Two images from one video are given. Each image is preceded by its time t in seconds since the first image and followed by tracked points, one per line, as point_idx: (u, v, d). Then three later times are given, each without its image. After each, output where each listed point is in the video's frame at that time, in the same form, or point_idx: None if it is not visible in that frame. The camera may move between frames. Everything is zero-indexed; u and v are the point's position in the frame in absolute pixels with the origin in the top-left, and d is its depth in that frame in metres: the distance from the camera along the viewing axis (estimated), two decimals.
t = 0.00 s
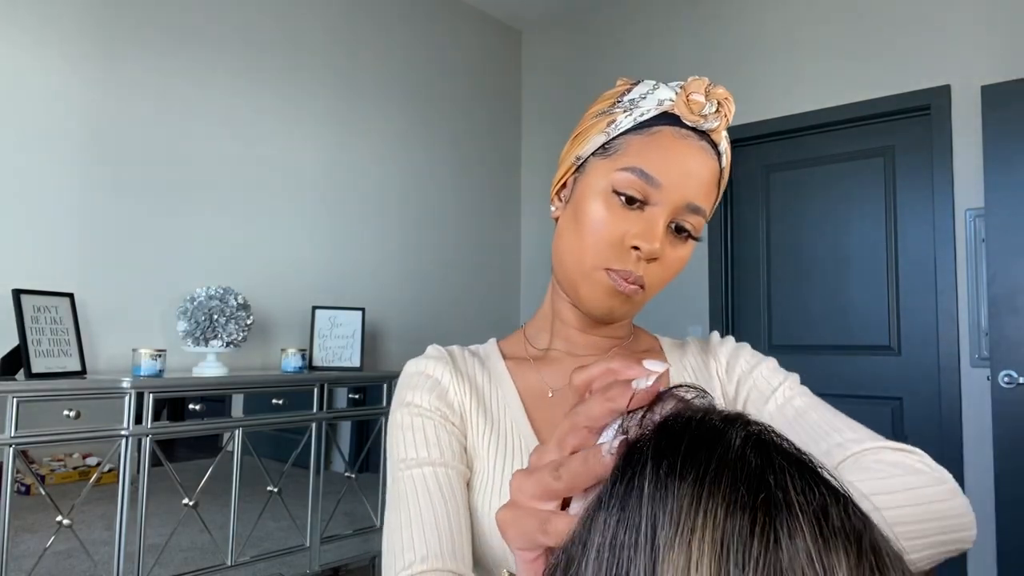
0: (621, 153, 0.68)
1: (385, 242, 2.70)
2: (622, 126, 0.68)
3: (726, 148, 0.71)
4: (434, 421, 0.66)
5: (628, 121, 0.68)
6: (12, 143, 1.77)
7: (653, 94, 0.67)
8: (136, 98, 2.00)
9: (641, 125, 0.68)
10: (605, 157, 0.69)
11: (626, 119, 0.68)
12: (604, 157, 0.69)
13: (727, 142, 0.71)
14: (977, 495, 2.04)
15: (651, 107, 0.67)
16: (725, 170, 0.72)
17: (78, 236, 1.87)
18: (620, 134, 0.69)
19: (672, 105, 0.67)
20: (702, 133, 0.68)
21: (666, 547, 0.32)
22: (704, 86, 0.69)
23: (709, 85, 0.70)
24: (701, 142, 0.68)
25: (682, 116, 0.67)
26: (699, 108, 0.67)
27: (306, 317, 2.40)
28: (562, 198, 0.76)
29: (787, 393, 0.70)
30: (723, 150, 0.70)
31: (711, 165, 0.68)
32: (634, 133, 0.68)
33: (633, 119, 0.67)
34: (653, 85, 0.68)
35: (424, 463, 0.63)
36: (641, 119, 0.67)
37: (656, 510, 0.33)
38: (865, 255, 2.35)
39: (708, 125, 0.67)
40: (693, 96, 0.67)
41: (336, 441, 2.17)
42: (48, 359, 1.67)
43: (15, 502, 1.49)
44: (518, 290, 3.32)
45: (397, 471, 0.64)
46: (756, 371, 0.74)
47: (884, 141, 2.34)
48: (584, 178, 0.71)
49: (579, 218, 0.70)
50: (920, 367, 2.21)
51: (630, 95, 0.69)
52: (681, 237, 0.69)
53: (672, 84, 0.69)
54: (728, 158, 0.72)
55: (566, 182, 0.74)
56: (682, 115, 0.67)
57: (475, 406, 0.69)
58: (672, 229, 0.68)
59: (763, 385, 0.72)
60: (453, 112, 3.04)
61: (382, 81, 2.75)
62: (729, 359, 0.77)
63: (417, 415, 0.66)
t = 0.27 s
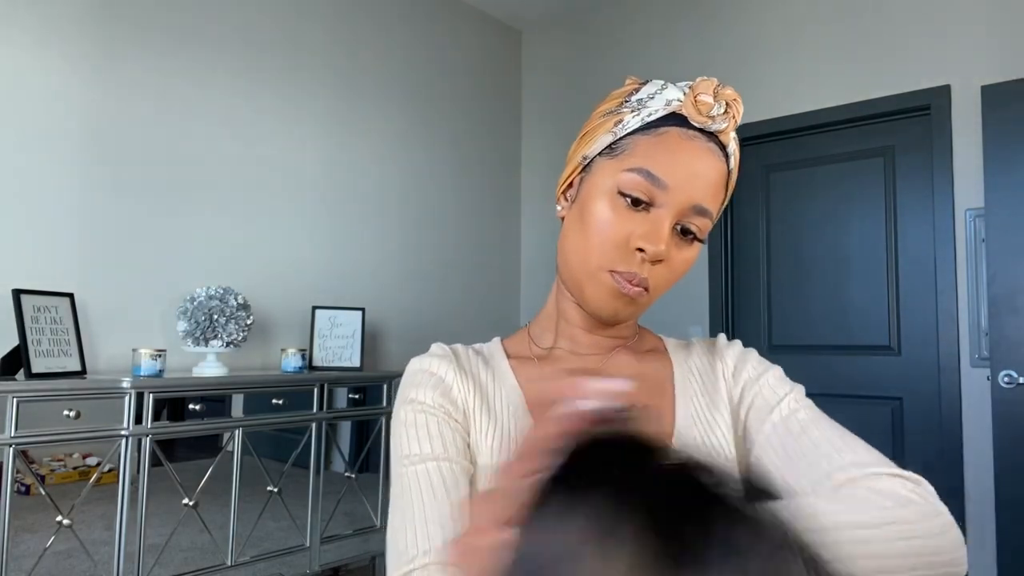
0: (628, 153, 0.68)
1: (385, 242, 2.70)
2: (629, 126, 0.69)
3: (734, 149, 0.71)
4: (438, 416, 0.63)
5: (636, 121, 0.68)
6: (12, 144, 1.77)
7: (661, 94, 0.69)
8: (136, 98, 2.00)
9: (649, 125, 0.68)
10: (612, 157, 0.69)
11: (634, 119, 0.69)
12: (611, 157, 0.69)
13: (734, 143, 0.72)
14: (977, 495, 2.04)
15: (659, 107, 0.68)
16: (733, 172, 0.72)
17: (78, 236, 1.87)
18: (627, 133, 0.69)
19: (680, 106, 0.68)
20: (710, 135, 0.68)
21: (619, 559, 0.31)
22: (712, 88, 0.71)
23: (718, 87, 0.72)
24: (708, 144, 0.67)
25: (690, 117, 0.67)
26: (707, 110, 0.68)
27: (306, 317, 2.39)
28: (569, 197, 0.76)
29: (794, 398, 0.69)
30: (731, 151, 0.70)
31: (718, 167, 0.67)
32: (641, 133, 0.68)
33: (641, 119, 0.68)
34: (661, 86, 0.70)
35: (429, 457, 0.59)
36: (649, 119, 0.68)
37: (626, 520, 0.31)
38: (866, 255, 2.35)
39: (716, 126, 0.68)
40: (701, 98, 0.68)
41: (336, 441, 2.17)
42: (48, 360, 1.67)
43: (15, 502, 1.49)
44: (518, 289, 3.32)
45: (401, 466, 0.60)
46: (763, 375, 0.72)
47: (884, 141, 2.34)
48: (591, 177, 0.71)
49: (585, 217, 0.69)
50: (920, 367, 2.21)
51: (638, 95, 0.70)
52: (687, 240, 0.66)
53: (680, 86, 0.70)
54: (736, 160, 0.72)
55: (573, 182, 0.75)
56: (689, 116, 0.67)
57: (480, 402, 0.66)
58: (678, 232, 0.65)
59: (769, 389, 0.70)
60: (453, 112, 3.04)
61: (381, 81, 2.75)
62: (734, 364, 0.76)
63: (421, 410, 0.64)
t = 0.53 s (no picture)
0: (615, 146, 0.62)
1: (385, 241, 2.70)
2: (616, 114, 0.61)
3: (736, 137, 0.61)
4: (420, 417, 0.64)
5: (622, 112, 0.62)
6: (11, 143, 1.77)
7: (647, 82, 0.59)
8: (136, 97, 2.00)
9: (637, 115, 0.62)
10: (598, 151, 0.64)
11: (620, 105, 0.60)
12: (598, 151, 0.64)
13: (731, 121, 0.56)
14: (977, 495, 2.04)
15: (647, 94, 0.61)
16: (734, 161, 0.57)
17: (78, 236, 1.86)
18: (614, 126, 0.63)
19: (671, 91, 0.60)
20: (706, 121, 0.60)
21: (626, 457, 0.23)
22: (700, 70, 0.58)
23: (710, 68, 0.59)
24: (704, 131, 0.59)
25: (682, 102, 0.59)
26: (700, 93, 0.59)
27: (306, 317, 2.39)
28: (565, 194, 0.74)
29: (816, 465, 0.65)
30: (728, 135, 0.55)
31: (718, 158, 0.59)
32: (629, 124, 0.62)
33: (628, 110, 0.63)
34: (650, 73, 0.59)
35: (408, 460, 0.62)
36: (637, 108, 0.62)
37: (793, 483, 0.15)
38: (866, 255, 2.35)
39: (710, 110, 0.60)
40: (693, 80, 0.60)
41: (336, 441, 2.16)
42: (48, 359, 1.67)
43: (15, 502, 1.49)
44: (519, 289, 3.32)
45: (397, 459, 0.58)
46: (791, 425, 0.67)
47: (885, 140, 2.33)
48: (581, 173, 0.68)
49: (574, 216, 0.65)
50: (921, 367, 2.21)
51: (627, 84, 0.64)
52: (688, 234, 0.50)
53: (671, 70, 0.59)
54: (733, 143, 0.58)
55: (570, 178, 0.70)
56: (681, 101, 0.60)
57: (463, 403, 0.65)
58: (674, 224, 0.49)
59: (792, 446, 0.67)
60: (453, 112, 3.04)
61: (382, 81, 2.74)
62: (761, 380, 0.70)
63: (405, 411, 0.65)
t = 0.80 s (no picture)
0: (594, 146, 0.65)
1: (385, 242, 2.71)
2: (592, 117, 0.65)
3: (709, 118, 0.66)
4: (427, 415, 0.64)
5: (598, 112, 0.65)
6: (11, 143, 1.77)
7: (619, 79, 0.64)
8: (136, 98, 2.01)
9: (611, 112, 0.64)
10: (581, 153, 0.67)
11: (595, 109, 0.65)
12: (580, 153, 0.67)
13: (709, 103, 0.66)
14: (977, 495, 2.05)
15: (619, 92, 0.64)
16: (712, 140, 0.67)
17: (77, 237, 1.87)
18: (592, 126, 0.66)
19: (639, 86, 0.63)
20: (676, 109, 0.64)
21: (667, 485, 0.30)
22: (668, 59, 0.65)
23: (676, 55, 0.66)
24: (675, 119, 0.63)
25: (650, 95, 0.63)
26: (665, 84, 0.63)
27: (307, 317, 2.40)
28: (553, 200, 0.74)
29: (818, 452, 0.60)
30: (705, 120, 0.65)
31: (692, 143, 0.64)
32: (604, 123, 0.64)
33: (602, 109, 0.64)
34: (619, 69, 0.65)
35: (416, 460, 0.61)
36: (611, 106, 0.64)
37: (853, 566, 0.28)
38: (866, 255, 2.36)
39: (677, 98, 0.63)
40: (657, 72, 0.63)
41: (336, 441, 2.17)
42: (48, 360, 1.68)
43: (16, 502, 1.50)
44: (519, 289, 3.32)
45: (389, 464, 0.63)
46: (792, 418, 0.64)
47: (883, 141, 2.34)
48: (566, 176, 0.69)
49: (565, 219, 0.67)
50: (920, 367, 2.22)
51: (599, 83, 0.66)
52: (669, 222, 0.64)
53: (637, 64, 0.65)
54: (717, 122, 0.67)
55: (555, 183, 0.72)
56: (650, 95, 0.63)
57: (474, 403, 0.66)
58: (659, 212, 0.64)
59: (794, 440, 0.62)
60: (453, 112, 3.05)
61: (382, 82, 2.75)
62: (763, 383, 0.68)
63: (412, 409, 0.64)
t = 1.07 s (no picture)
0: (572, 148, 0.64)
1: (385, 242, 2.70)
2: (567, 120, 0.65)
3: (687, 98, 0.64)
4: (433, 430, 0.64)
5: (571, 114, 0.65)
6: (9, 143, 1.77)
7: (586, 77, 0.64)
8: (136, 97, 2.00)
9: (583, 112, 0.64)
10: (561, 158, 0.66)
11: (569, 112, 0.65)
12: (560, 159, 0.66)
13: (684, 83, 0.64)
14: (977, 495, 2.04)
15: (587, 90, 0.64)
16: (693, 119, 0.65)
17: (78, 236, 1.87)
18: (568, 129, 0.65)
19: (606, 81, 0.63)
20: (646, 97, 0.63)
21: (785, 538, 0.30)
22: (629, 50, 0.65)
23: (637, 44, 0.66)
24: (647, 107, 0.62)
25: (618, 88, 0.63)
26: (630, 74, 0.62)
27: (307, 317, 2.40)
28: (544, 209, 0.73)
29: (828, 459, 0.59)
30: (680, 102, 0.63)
31: (670, 128, 0.62)
32: (579, 123, 0.64)
33: (574, 110, 0.64)
34: (584, 67, 0.65)
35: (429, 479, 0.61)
36: (582, 106, 0.64)
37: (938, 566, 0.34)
38: (865, 255, 2.35)
39: (646, 85, 0.62)
40: (620, 64, 0.63)
41: (336, 441, 2.17)
42: (48, 359, 1.67)
43: (15, 502, 1.49)
44: (519, 289, 3.32)
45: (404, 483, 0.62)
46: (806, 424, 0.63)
47: (884, 141, 2.34)
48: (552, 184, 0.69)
49: (555, 227, 0.67)
50: (920, 367, 2.22)
51: (568, 86, 0.66)
52: (661, 212, 0.62)
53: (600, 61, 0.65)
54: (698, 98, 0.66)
55: (543, 192, 0.72)
56: (617, 88, 0.63)
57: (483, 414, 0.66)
58: (648, 204, 0.62)
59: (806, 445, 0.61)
60: (453, 112, 3.04)
61: (382, 81, 2.75)
62: (775, 388, 0.68)
63: (418, 425, 0.64)
